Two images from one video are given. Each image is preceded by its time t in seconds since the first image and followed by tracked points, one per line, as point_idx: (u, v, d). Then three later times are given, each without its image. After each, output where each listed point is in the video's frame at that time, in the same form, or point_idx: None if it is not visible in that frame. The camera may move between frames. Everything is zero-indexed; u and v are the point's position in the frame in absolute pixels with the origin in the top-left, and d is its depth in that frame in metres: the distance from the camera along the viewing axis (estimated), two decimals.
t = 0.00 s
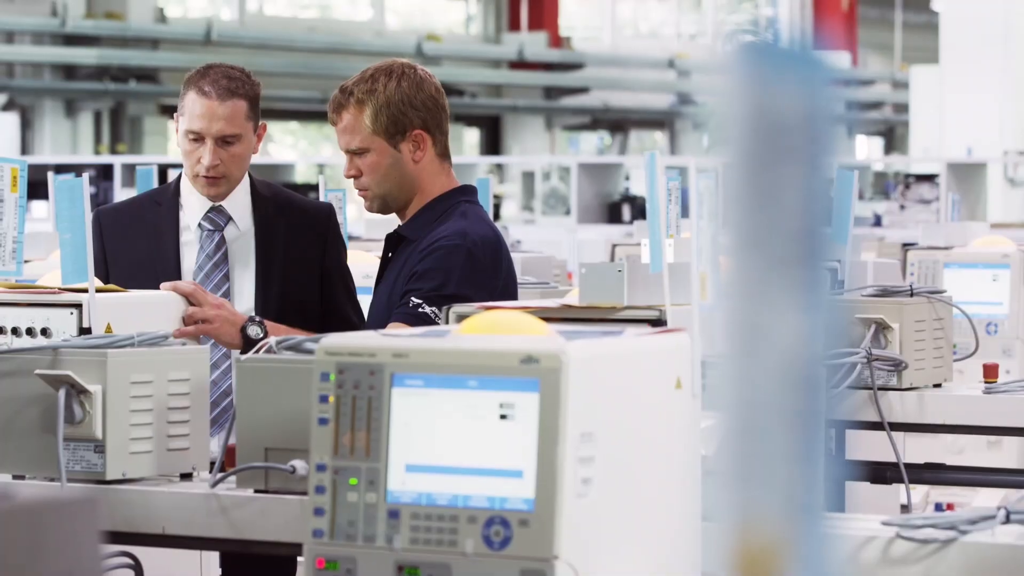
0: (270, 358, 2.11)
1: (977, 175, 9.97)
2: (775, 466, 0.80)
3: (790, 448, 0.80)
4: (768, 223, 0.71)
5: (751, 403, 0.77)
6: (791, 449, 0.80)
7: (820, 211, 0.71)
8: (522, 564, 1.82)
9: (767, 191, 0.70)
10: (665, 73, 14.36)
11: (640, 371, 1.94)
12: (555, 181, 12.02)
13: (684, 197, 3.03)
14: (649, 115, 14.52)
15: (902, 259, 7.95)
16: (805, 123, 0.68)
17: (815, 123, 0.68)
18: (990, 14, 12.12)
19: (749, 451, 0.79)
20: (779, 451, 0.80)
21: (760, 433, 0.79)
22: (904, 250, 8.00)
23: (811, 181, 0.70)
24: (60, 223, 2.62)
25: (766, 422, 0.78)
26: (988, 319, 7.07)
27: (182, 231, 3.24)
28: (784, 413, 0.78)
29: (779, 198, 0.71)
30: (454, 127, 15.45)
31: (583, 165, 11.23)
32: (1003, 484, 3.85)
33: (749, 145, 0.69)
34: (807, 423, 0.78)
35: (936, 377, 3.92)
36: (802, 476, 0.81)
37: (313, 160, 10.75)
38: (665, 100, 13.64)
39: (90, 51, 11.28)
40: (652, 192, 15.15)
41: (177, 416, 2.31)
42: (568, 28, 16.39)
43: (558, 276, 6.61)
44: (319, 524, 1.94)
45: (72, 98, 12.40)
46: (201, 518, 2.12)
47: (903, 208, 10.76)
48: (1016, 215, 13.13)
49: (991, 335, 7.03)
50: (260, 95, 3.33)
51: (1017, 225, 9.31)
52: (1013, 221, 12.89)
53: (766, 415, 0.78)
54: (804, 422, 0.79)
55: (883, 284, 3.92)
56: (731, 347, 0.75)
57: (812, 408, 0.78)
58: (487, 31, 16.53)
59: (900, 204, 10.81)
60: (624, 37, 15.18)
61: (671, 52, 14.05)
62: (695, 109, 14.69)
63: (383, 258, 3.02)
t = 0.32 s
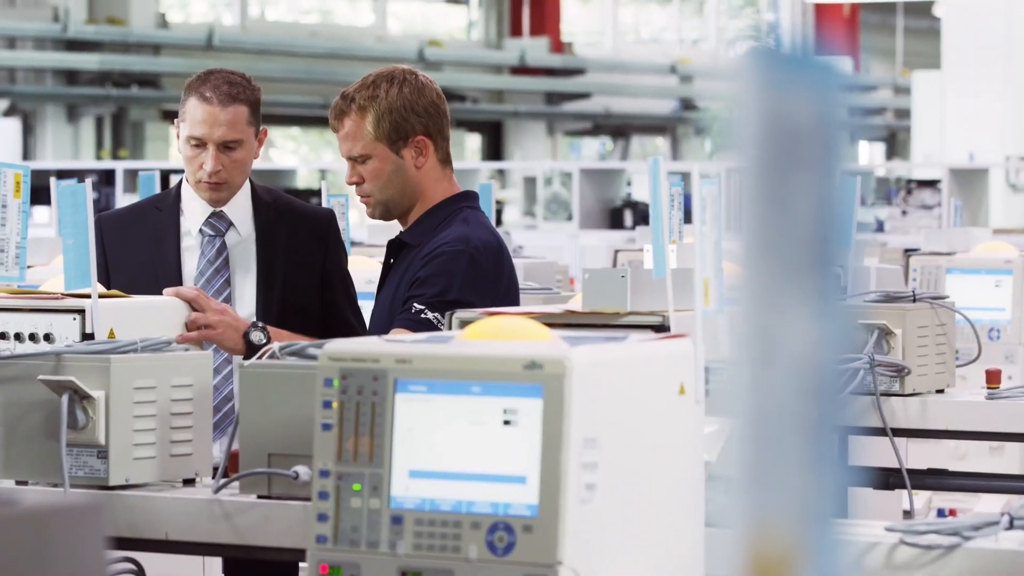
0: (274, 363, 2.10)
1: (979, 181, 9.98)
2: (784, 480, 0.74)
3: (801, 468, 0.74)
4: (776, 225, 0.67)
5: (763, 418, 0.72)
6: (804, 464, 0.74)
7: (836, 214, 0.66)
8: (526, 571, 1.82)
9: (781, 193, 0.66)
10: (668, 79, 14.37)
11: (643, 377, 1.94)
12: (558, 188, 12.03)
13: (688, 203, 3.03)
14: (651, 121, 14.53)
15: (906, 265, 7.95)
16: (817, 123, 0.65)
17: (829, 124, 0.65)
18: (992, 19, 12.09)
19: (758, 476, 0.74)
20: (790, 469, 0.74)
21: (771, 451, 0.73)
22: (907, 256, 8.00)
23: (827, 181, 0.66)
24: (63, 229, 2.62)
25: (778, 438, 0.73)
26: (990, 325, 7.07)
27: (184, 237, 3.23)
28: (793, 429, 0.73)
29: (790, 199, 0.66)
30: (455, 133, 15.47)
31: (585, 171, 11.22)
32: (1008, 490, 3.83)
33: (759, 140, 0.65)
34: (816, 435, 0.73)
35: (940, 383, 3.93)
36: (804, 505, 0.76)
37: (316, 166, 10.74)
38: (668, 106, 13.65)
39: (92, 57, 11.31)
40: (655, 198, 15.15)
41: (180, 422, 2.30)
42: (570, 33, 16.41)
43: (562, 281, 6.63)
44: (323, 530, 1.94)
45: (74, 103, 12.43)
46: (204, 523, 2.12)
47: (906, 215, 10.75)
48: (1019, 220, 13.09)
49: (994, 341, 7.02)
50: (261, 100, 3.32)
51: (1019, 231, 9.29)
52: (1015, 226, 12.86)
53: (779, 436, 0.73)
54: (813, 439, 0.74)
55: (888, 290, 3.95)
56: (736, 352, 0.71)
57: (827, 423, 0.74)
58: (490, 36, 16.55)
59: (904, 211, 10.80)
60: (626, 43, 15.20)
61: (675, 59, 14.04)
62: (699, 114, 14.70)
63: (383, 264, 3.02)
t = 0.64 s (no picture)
0: (276, 369, 2.11)
1: (980, 185, 9.94)
2: (803, 493, 0.71)
3: (819, 482, 0.70)
4: (791, 232, 0.64)
5: (776, 428, 0.69)
6: (817, 455, 0.70)
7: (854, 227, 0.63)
8: None
9: (794, 203, 0.63)
10: (674, 84, 14.25)
11: (646, 382, 1.94)
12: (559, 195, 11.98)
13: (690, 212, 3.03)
14: (653, 126, 14.46)
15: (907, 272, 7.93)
16: (832, 132, 0.62)
17: (842, 135, 0.62)
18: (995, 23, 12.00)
19: (771, 490, 0.71)
20: (806, 481, 0.70)
21: (786, 455, 0.69)
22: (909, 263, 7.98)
23: (843, 189, 0.63)
24: (65, 235, 2.60)
25: (796, 452, 0.70)
26: (992, 330, 7.07)
27: (187, 242, 3.23)
28: (808, 445, 0.70)
29: (806, 208, 0.63)
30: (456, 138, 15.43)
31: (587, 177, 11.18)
32: (1009, 495, 3.86)
33: (771, 141, 0.62)
34: (830, 447, 0.70)
35: (941, 389, 3.94)
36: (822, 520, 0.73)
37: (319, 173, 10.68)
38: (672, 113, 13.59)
39: (93, 63, 11.29)
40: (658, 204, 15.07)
41: (183, 428, 2.30)
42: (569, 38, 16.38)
43: (563, 288, 6.62)
44: (325, 536, 1.93)
45: (74, 110, 12.40)
46: (207, 529, 2.12)
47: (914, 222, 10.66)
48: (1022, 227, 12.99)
49: (995, 347, 7.03)
50: (264, 104, 3.33)
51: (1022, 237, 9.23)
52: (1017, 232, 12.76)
53: (791, 441, 0.69)
54: (826, 453, 0.70)
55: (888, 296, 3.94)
56: (749, 359, 0.68)
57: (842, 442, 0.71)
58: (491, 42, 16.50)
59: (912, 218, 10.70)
60: (628, 48, 15.08)
61: (680, 64, 13.91)
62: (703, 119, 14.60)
63: (384, 271, 3.02)
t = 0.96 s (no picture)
0: (282, 373, 2.11)
1: (982, 189, 9.96)
2: (819, 493, 0.61)
3: (835, 493, 0.61)
4: (806, 222, 0.54)
5: (792, 443, 0.59)
6: (837, 472, 0.60)
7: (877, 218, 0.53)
8: None
9: (813, 202, 0.54)
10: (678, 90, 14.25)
11: (652, 386, 1.93)
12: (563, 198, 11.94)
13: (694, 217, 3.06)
14: (656, 132, 14.43)
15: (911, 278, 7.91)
16: (849, 128, 0.53)
17: (859, 131, 0.53)
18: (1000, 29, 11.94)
19: (785, 496, 0.61)
20: (823, 487, 0.61)
21: (800, 463, 0.60)
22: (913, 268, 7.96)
23: (863, 185, 0.54)
24: (69, 240, 2.59)
25: (810, 463, 0.60)
26: (995, 335, 7.05)
27: (193, 247, 3.25)
28: (828, 455, 0.60)
29: (823, 211, 0.54)
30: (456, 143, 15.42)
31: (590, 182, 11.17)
32: (1012, 500, 3.88)
33: (790, 140, 0.53)
34: (849, 454, 0.60)
35: (945, 394, 3.94)
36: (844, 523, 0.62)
37: (325, 178, 10.68)
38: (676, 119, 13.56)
39: (96, 68, 11.27)
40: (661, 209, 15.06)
41: (188, 433, 2.30)
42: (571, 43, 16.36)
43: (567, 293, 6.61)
44: (331, 541, 1.93)
45: (77, 114, 12.38)
46: (212, 534, 2.11)
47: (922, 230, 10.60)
48: None
49: (999, 352, 6.98)
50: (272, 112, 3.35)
51: None
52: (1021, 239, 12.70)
53: (813, 457, 0.60)
54: (848, 461, 0.60)
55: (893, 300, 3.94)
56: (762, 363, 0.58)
57: (863, 454, 0.61)
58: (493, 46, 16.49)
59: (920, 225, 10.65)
60: (631, 53, 15.05)
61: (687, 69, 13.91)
62: (708, 123, 14.61)
63: (388, 275, 3.02)
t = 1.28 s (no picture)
0: (292, 378, 2.11)
1: (991, 193, 9.92)
2: (842, 485, 0.67)
3: (856, 480, 0.67)
4: (838, 232, 0.62)
5: (820, 433, 0.66)
6: (859, 465, 0.67)
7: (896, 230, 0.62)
8: None
9: (835, 207, 0.62)
10: (689, 93, 14.16)
11: (663, 390, 1.93)
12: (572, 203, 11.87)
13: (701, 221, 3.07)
14: (664, 136, 14.36)
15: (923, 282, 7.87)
16: (872, 133, 0.60)
17: (881, 138, 0.61)
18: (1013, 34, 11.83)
19: (811, 483, 0.67)
20: (846, 498, 0.67)
21: (825, 470, 0.67)
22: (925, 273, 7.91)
23: (881, 193, 0.61)
24: (78, 244, 2.59)
25: (836, 461, 0.67)
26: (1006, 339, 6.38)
27: (200, 251, 3.24)
28: (852, 460, 0.67)
29: (850, 209, 0.61)
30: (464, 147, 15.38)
31: (598, 185, 11.12)
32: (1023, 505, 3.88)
33: (817, 145, 0.60)
34: (875, 465, 0.67)
35: (954, 398, 3.94)
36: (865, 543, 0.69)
37: (335, 182, 10.63)
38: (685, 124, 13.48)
39: (105, 72, 11.27)
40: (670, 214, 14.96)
41: (199, 437, 2.30)
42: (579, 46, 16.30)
43: (576, 298, 6.58)
44: (342, 545, 1.93)
45: (85, 119, 12.36)
46: (223, 538, 2.12)
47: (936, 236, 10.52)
48: None
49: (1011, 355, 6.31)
50: (278, 117, 3.34)
51: None
52: None
53: (840, 447, 0.66)
54: (870, 470, 0.67)
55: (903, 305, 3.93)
56: (789, 369, 0.66)
57: (882, 452, 0.68)
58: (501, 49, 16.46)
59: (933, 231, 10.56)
60: (640, 57, 14.96)
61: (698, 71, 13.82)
62: (719, 127, 14.51)
63: (399, 279, 3.02)
